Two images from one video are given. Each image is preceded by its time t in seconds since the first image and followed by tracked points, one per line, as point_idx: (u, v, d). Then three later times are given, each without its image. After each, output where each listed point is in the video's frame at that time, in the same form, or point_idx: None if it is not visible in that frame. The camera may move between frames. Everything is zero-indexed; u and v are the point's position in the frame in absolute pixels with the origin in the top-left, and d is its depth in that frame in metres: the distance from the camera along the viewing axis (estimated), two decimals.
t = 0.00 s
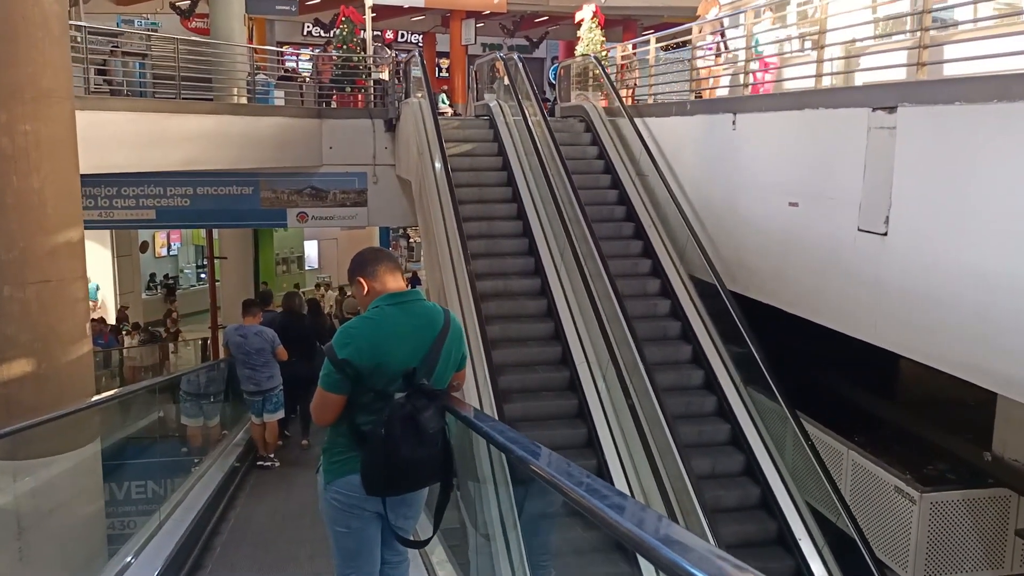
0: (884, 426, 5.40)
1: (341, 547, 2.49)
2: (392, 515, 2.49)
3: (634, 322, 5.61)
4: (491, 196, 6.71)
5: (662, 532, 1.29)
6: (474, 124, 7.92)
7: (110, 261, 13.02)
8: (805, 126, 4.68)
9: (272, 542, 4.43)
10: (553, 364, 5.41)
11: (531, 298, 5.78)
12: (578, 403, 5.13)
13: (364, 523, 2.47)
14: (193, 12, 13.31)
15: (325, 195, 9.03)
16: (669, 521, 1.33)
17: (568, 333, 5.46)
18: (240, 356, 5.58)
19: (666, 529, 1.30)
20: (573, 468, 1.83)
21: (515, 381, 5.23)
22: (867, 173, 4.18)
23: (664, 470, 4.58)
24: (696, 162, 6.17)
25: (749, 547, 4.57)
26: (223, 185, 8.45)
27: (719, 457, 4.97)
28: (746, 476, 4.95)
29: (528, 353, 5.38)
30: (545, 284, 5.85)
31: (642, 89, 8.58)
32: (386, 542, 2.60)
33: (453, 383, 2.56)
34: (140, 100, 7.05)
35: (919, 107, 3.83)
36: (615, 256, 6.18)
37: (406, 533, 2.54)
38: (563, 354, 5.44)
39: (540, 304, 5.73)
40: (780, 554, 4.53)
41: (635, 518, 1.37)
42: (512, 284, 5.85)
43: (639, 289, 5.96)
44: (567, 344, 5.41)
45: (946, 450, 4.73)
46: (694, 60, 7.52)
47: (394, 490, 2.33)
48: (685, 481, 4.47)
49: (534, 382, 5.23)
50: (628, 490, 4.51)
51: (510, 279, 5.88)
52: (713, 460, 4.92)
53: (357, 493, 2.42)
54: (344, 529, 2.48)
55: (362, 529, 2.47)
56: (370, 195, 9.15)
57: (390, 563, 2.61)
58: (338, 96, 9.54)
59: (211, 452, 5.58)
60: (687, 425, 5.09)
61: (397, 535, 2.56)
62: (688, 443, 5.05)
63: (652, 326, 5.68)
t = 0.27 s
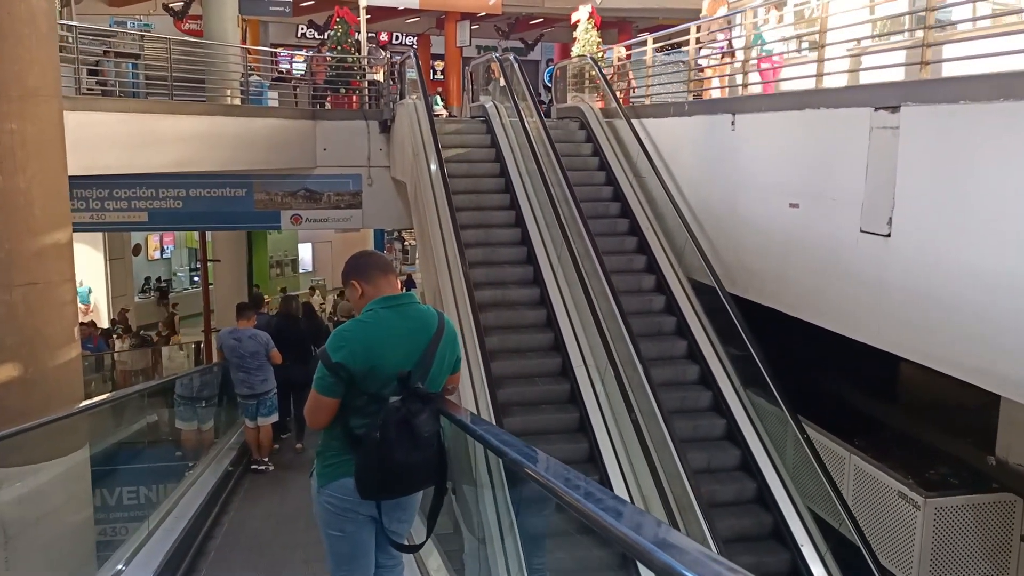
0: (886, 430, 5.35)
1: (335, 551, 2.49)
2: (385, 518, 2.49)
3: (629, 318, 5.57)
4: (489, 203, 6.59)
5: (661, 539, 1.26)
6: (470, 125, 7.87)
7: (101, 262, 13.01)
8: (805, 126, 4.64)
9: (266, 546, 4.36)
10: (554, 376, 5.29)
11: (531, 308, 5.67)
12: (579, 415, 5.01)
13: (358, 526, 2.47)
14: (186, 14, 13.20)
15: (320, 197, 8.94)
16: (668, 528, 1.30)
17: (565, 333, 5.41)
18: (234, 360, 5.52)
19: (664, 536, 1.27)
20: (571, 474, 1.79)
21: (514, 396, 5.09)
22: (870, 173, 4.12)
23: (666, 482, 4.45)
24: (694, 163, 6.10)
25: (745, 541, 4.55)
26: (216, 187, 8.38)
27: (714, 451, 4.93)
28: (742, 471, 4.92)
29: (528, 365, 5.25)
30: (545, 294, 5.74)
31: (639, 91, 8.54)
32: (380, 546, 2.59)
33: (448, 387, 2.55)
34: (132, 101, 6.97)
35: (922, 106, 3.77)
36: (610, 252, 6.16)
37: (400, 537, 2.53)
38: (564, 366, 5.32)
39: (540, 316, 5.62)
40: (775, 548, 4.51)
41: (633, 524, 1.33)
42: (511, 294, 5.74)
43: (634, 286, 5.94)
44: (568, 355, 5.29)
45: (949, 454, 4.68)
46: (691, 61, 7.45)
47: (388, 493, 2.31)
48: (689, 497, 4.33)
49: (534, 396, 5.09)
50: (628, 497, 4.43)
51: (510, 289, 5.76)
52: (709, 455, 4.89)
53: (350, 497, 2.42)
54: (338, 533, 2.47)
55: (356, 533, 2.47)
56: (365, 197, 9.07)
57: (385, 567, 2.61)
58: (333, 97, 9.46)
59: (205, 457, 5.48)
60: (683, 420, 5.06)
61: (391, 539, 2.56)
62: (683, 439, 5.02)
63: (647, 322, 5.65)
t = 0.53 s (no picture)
0: (888, 434, 5.29)
1: (331, 555, 2.48)
2: (381, 523, 2.46)
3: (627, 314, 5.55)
4: (488, 211, 6.45)
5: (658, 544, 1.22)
6: (467, 127, 7.81)
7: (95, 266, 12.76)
8: (807, 127, 4.58)
9: (262, 552, 4.29)
10: (554, 389, 5.16)
11: (530, 315, 5.59)
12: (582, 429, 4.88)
13: (355, 531, 2.46)
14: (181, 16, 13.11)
15: (316, 200, 8.87)
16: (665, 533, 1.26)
17: (563, 336, 5.35)
18: (229, 364, 5.45)
19: (662, 541, 1.23)
20: (571, 479, 1.74)
21: (515, 409, 4.97)
22: (874, 175, 4.06)
23: (666, 484, 4.40)
24: (695, 165, 6.04)
25: (742, 536, 4.54)
26: (211, 190, 8.31)
27: (712, 446, 4.93)
28: (738, 466, 4.90)
29: (528, 378, 5.13)
30: (545, 304, 5.64)
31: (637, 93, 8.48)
32: (376, 550, 2.58)
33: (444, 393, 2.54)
34: (126, 102, 6.89)
35: (928, 106, 3.71)
36: (606, 249, 6.16)
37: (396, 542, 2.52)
38: (566, 379, 5.19)
39: (541, 327, 5.51)
40: (773, 542, 4.50)
41: (629, 529, 1.30)
42: (511, 305, 5.62)
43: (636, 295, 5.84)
44: (571, 369, 5.15)
45: (953, 459, 4.63)
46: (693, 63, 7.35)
47: (384, 497, 2.30)
48: (690, 499, 4.28)
49: (535, 408, 4.97)
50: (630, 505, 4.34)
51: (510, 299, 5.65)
52: (706, 449, 4.88)
53: (346, 501, 2.40)
54: (334, 538, 2.46)
55: (352, 538, 2.45)
56: (361, 200, 9.00)
57: (380, 571, 2.60)
58: (329, 99, 9.39)
59: (200, 461, 5.39)
60: (681, 416, 5.05)
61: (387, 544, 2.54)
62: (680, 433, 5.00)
63: (644, 317, 5.63)
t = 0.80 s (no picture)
0: (884, 437, 5.26)
1: (321, 560, 2.51)
2: (371, 528, 2.50)
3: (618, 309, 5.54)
4: (483, 220, 6.33)
5: (653, 555, 1.19)
6: (459, 128, 7.74)
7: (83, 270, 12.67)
8: (804, 128, 4.53)
9: (252, 558, 4.21)
10: (552, 405, 5.07)
11: (524, 317, 5.52)
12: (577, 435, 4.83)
13: (345, 536, 2.49)
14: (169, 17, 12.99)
15: (306, 203, 8.74)
16: (660, 543, 1.24)
17: (558, 341, 5.30)
18: (218, 368, 5.32)
19: (659, 552, 1.20)
20: (565, 488, 1.69)
21: (511, 424, 4.88)
22: (873, 176, 4.01)
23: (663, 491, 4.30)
24: (689, 166, 5.98)
25: (734, 531, 4.53)
26: (200, 192, 8.21)
27: (703, 441, 4.91)
28: (730, 461, 4.89)
29: (523, 393, 5.03)
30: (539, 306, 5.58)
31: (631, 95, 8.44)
32: (366, 556, 2.61)
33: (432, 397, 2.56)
34: (113, 103, 6.79)
35: (928, 106, 3.66)
36: (598, 246, 6.15)
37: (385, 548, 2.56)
38: (563, 394, 5.11)
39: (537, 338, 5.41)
40: (766, 537, 4.49)
41: (625, 538, 1.27)
42: (506, 315, 5.52)
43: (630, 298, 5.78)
44: (568, 383, 5.07)
45: (950, 462, 4.60)
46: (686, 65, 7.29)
47: (374, 502, 2.35)
48: (684, 498, 4.20)
49: (530, 423, 4.88)
50: (626, 513, 4.26)
51: (505, 311, 5.54)
52: (698, 445, 4.87)
53: (336, 507, 2.43)
54: (324, 543, 2.49)
55: (343, 543, 2.49)
56: (352, 203, 8.91)
57: None
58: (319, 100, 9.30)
59: (188, 466, 5.30)
60: (672, 412, 5.04)
61: (377, 549, 2.57)
62: (672, 428, 4.99)
63: (635, 313, 5.62)
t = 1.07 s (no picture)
0: (876, 449, 5.23)
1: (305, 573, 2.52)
2: (355, 543, 2.51)
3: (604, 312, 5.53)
4: (473, 237, 6.18)
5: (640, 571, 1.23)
6: (447, 139, 7.68)
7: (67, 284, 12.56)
8: (796, 138, 4.50)
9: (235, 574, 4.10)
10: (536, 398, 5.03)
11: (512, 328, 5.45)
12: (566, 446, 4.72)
13: (330, 551, 2.49)
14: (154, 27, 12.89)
15: (291, 213, 8.64)
16: (648, 559, 1.28)
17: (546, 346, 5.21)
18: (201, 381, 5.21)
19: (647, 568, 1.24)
20: (552, 503, 1.72)
21: (502, 449, 4.66)
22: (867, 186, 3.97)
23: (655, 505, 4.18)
24: (679, 177, 5.95)
25: (722, 535, 4.48)
26: (183, 203, 8.11)
27: (690, 445, 4.88)
28: (717, 465, 4.86)
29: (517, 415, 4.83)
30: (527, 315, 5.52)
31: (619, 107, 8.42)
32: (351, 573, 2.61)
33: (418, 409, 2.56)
34: (95, 111, 6.69)
35: (921, 116, 3.63)
36: (585, 251, 6.16)
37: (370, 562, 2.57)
38: (556, 416, 4.90)
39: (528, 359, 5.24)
40: (754, 540, 4.45)
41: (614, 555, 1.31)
42: (498, 334, 5.37)
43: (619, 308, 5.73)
44: (561, 405, 4.86)
45: (942, 474, 4.56)
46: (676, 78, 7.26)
47: (359, 515, 2.40)
48: (680, 521, 4.07)
49: (522, 447, 4.65)
50: (618, 531, 4.11)
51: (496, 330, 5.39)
52: (685, 448, 4.83)
53: (320, 522, 2.45)
54: (310, 558, 2.50)
55: (327, 558, 2.49)
56: (338, 214, 8.82)
57: None
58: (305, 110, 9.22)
59: (171, 481, 5.19)
60: (658, 416, 5.01)
61: (361, 565, 2.58)
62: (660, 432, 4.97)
63: (622, 318, 5.60)
